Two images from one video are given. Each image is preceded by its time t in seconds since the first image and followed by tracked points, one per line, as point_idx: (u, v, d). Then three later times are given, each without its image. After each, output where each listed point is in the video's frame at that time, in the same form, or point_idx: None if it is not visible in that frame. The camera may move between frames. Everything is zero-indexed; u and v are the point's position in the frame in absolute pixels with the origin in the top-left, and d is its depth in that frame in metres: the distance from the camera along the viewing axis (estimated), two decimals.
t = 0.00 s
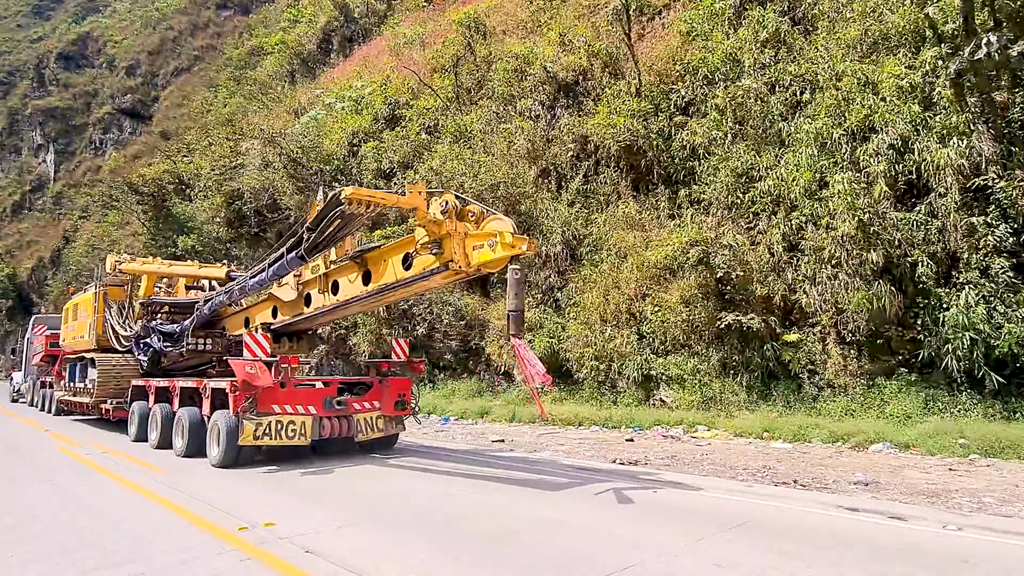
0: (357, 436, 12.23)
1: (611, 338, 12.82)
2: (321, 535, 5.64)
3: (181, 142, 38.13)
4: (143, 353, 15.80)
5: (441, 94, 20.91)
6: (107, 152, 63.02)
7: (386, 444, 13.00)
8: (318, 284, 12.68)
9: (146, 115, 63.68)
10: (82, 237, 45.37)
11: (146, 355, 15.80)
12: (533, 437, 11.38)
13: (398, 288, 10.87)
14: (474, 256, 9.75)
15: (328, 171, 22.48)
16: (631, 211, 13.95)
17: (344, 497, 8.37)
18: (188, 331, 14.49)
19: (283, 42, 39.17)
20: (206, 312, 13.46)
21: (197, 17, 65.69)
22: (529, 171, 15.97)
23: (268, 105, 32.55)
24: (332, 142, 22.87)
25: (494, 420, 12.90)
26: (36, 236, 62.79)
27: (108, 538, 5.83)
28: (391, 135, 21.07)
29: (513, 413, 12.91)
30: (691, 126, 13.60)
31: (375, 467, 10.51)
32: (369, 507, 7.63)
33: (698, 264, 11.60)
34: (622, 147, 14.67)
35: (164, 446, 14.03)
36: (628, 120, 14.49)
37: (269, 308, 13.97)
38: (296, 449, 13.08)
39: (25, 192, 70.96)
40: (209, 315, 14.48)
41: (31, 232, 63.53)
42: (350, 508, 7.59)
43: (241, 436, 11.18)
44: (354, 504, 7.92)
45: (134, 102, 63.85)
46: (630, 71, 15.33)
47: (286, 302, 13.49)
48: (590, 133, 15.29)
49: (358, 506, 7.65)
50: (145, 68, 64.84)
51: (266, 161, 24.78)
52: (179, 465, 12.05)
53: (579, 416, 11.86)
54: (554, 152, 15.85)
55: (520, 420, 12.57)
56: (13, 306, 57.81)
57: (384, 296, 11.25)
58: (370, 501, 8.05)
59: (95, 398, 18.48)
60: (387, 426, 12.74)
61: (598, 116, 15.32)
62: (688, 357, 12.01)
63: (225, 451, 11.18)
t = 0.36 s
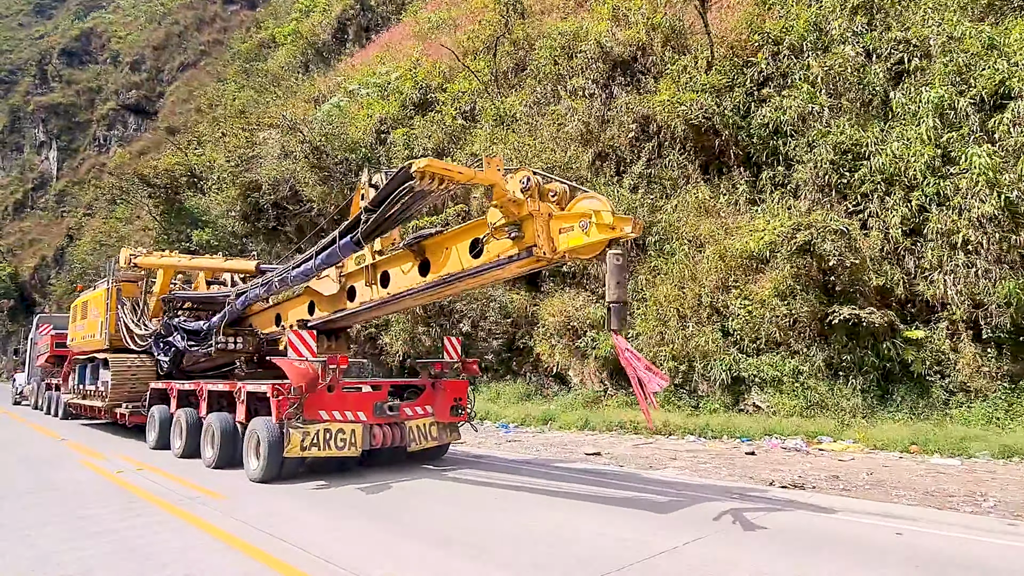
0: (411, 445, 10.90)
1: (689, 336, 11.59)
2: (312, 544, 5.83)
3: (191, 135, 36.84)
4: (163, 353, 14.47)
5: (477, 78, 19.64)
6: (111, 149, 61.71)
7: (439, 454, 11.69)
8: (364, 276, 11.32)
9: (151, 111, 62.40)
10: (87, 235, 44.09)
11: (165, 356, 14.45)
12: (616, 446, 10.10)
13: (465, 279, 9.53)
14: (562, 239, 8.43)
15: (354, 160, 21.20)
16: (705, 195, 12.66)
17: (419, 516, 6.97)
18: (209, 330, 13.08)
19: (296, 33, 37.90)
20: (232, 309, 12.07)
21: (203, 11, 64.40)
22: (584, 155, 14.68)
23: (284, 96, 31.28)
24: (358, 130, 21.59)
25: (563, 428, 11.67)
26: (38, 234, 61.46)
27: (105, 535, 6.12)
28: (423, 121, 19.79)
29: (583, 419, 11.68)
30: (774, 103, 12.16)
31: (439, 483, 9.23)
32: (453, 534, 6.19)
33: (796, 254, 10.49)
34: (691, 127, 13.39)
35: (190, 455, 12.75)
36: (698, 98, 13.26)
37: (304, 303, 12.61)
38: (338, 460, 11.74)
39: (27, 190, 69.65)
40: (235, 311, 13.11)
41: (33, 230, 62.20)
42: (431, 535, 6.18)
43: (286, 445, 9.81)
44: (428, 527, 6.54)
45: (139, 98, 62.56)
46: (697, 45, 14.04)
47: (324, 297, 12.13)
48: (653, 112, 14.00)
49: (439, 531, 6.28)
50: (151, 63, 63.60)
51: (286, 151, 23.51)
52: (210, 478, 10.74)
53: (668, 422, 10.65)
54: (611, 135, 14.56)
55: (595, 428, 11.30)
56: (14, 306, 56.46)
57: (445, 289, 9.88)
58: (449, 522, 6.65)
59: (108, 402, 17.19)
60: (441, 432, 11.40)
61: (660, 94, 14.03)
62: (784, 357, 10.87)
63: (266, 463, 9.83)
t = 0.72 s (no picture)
0: (468, 455, 9.77)
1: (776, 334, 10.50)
2: (303, 536, 6.01)
3: (200, 130, 35.78)
4: (182, 353, 13.40)
5: (512, 61, 18.51)
6: (114, 146, 60.60)
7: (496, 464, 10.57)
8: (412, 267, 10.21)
9: (155, 108, 61.33)
10: (91, 233, 42.93)
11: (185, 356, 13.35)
12: (710, 468, 9.04)
13: (537, 268, 8.43)
14: (660, 220, 7.34)
15: (378, 150, 20.05)
16: (781, 180, 11.63)
17: (513, 544, 5.82)
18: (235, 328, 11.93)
19: (308, 24, 36.92)
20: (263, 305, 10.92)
21: (208, 6, 63.32)
22: (638, 138, 13.64)
23: (297, 87, 30.22)
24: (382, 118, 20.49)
25: (651, 436, 10.89)
26: (39, 233, 60.28)
27: (96, 532, 6.29)
28: (454, 108, 18.66)
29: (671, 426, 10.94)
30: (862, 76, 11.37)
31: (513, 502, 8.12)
32: (574, 571, 5.05)
33: (900, 243, 9.66)
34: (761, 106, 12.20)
35: (217, 464, 11.69)
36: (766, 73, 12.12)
37: (341, 298, 11.48)
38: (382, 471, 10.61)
39: (28, 189, 68.56)
40: (264, 307, 11.95)
41: (33, 229, 61.04)
42: (547, 573, 5.00)
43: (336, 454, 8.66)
44: (535, 559, 5.38)
45: (142, 95, 61.48)
46: (766, 16, 12.92)
47: (365, 290, 11.01)
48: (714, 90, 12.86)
49: (552, 569, 5.10)
50: (155, 59, 62.54)
51: (304, 142, 22.36)
52: (243, 490, 9.64)
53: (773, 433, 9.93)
54: (667, 117, 13.52)
55: (688, 437, 10.54)
56: (15, 306, 55.34)
57: (511, 280, 8.78)
58: (561, 555, 5.48)
59: (121, 405, 16.11)
60: (499, 440, 10.25)
61: (725, 70, 12.89)
62: (889, 357, 10.21)
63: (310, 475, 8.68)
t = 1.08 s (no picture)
0: (540, 468, 8.64)
1: (876, 329, 9.59)
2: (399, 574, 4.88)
3: (208, 122, 34.68)
4: (206, 353, 12.29)
5: (550, 41, 17.45)
6: (116, 142, 59.46)
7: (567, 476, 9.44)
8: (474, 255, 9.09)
9: (158, 104, 60.24)
10: (95, 230, 41.79)
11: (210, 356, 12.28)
12: (825, 488, 7.98)
13: (633, 254, 7.28)
14: (796, 194, 6.23)
15: (406, 136, 18.97)
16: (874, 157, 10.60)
17: None
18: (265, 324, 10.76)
19: (319, 14, 35.89)
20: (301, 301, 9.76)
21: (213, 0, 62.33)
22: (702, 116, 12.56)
23: (311, 76, 29.13)
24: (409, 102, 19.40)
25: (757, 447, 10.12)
26: (39, 232, 59.06)
27: (127, 557, 6.07)
28: (490, 92, 17.62)
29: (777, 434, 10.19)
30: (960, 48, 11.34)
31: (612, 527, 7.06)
32: None
33: None
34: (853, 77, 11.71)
35: (249, 475, 10.64)
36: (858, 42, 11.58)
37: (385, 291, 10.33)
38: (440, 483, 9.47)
39: (28, 186, 67.32)
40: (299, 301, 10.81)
41: (34, 227, 59.80)
42: None
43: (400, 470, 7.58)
44: None
45: (146, 90, 60.39)
46: None
47: (415, 282, 9.88)
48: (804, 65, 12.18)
49: None
50: (159, 54, 61.51)
51: (324, 130, 21.30)
52: (289, 506, 8.51)
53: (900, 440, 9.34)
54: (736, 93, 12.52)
55: (795, 447, 9.78)
56: (16, 306, 54.14)
57: (599, 268, 7.64)
58: None
59: (137, 408, 14.94)
60: (570, 450, 9.14)
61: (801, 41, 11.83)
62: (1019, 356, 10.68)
63: (369, 498, 7.56)
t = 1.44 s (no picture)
0: (656, 484, 7.26)
1: None
2: None
3: (220, 112, 33.28)
4: (239, 350, 10.99)
5: (604, 13, 16.10)
6: (119, 138, 58.01)
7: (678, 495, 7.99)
8: (574, 234, 7.75)
9: (163, 99, 58.81)
10: (99, 226, 40.37)
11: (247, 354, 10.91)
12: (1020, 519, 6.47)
13: (795, 226, 5.95)
14: None
15: (444, 118, 17.58)
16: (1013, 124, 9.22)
17: None
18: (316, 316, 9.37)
19: None
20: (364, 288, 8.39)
21: None
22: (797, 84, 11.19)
23: (329, 62, 27.74)
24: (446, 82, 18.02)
25: (911, 460, 9.50)
26: (40, 229, 57.54)
27: None
28: (538, 69, 16.26)
29: (934, 446, 9.57)
30: None
31: (775, 562, 5.70)
32: None
33: None
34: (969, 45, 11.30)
35: (297, 491, 9.30)
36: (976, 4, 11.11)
37: (458, 279, 8.99)
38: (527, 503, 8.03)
39: (29, 183, 65.83)
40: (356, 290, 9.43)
41: (34, 224, 58.31)
42: None
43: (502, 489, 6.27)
44: None
45: (150, 84, 58.98)
46: None
47: (497, 268, 8.54)
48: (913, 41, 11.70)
49: None
50: (163, 48, 60.09)
51: (351, 113, 19.91)
52: (354, 531, 7.07)
53: None
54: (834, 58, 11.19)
55: (969, 462, 9.12)
56: (16, 305, 52.65)
57: (748, 244, 6.28)
58: None
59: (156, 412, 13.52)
60: (684, 463, 7.76)
61: None
62: None
63: (456, 535, 6.25)
